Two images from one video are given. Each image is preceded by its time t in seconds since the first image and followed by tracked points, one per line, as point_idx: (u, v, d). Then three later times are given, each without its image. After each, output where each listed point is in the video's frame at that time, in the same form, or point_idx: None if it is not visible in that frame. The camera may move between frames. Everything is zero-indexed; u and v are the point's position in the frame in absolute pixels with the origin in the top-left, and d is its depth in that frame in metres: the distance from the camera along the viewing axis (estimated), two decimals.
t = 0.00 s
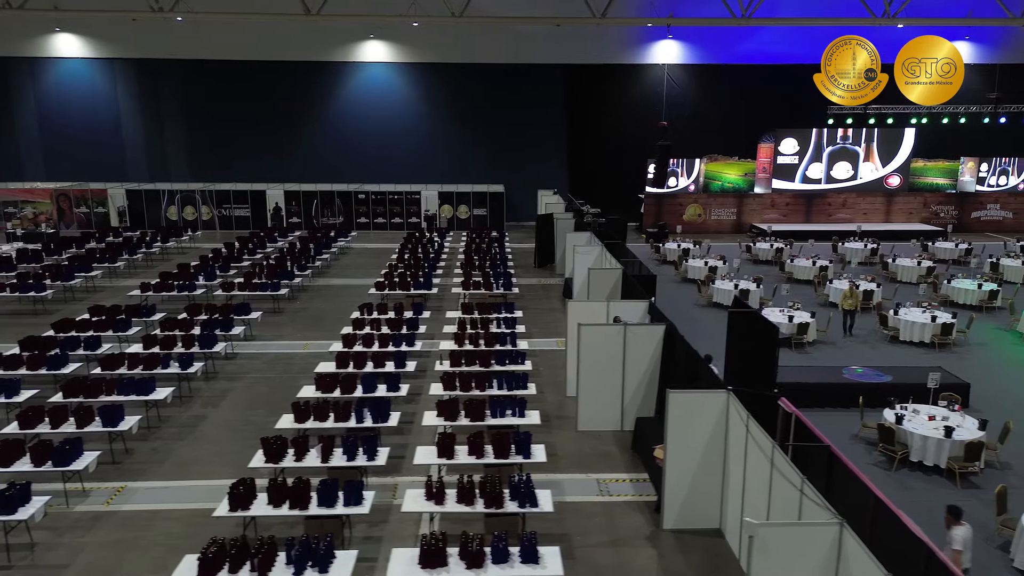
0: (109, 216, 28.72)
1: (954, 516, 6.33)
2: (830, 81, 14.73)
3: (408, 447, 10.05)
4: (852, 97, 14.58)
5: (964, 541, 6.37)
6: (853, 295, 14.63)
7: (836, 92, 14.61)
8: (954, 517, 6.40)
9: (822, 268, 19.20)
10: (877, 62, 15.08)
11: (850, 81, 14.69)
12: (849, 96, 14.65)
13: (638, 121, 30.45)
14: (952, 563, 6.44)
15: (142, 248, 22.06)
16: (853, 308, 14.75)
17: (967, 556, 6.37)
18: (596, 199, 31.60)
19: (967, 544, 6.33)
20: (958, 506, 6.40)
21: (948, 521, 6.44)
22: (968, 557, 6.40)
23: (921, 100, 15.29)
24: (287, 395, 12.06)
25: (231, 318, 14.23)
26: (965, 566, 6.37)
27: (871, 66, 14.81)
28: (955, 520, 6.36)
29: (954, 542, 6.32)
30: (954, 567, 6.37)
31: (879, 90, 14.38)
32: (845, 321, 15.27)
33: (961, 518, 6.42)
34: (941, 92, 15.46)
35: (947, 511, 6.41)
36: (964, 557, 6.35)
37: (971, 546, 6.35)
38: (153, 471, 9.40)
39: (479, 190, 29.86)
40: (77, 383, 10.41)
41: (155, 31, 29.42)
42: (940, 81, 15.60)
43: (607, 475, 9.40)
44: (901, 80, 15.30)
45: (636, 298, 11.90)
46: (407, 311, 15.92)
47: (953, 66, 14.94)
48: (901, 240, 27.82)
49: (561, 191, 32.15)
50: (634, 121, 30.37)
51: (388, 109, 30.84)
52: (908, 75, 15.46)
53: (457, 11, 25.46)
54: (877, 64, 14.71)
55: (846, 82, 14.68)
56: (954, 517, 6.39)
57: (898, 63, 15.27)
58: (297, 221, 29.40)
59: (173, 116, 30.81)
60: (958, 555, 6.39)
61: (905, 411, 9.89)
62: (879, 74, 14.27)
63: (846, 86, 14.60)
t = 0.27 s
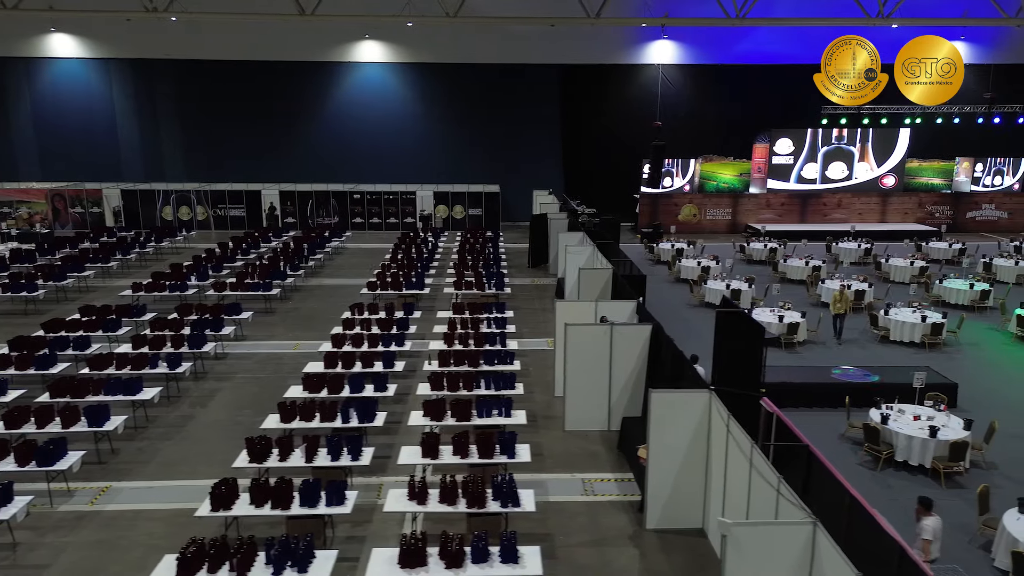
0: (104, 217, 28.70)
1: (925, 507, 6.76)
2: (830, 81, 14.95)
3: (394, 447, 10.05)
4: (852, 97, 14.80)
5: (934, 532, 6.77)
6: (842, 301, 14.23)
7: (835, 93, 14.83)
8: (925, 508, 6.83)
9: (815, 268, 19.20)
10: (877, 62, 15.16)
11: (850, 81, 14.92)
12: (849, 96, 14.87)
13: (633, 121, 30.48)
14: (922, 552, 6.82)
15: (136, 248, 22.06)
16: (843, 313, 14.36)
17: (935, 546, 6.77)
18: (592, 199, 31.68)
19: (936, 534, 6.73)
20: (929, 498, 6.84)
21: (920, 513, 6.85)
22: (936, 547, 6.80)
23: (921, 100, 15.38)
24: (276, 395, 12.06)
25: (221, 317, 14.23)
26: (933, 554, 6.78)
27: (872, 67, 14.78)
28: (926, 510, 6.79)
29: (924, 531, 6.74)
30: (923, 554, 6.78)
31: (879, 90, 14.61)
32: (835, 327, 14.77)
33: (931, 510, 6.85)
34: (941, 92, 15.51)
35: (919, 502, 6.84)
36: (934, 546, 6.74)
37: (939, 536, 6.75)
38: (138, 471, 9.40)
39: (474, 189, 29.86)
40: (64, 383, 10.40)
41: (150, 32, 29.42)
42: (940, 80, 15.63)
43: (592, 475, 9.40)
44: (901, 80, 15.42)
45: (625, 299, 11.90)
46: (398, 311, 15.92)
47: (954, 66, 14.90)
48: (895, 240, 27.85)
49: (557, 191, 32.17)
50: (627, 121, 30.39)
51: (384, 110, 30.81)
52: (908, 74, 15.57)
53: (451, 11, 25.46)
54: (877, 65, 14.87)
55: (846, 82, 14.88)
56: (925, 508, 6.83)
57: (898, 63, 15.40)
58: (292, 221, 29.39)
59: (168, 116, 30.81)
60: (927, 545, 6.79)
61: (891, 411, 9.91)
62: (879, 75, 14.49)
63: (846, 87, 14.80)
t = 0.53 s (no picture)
0: (99, 217, 28.68)
1: (898, 499, 6.73)
2: (830, 81, 15.14)
3: (381, 447, 10.06)
4: (852, 97, 14.97)
5: (906, 521, 6.81)
6: (832, 302, 14.12)
7: (835, 92, 15.03)
8: (898, 499, 6.80)
9: (808, 268, 19.21)
10: (877, 62, 15.30)
11: (850, 81, 15.09)
12: (849, 95, 15.06)
13: (629, 121, 30.54)
14: (893, 539, 6.88)
15: (129, 248, 22.04)
16: (833, 315, 14.22)
17: (906, 533, 6.82)
18: (588, 199, 31.70)
19: (908, 525, 6.77)
20: (902, 488, 6.79)
21: (893, 501, 6.83)
22: (907, 534, 6.86)
23: (921, 100, 15.39)
24: (265, 395, 12.06)
25: (211, 317, 14.23)
26: (905, 542, 6.84)
27: (870, 66, 15.04)
28: (900, 502, 6.76)
29: (896, 522, 6.75)
30: (895, 543, 6.84)
31: (879, 90, 14.69)
32: (825, 328, 14.79)
33: (904, 499, 6.83)
34: (941, 92, 15.50)
35: (892, 493, 6.79)
36: (905, 534, 6.78)
37: (911, 525, 6.79)
38: (123, 471, 9.40)
39: (469, 189, 29.84)
40: (51, 383, 10.40)
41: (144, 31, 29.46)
42: (940, 80, 15.66)
43: (577, 474, 9.40)
44: (900, 80, 15.47)
45: (613, 299, 11.91)
46: (388, 311, 15.92)
47: (953, 66, 14.96)
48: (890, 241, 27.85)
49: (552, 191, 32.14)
50: (621, 121, 30.50)
51: (379, 110, 30.80)
52: (908, 75, 15.61)
53: (445, 11, 25.47)
54: (877, 65, 15.00)
55: (846, 82, 15.07)
56: (898, 499, 6.80)
57: (898, 63, 15.47)
58: (287, 222, 29.39)
59: (164, 116, 30.78)
60: (898, 534, 6.84)
61: (876, 411, 9.92)
62: (879, 75, 14.50)
63: (845, 87, 15.01)
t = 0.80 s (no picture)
0: (93, 217, 28.64)
1: (869, 491, 6.83)
2: (830, 81, 15.21)
3: (367, 447, 10.05)
4: (852, 97, 15.07)
5: (876, 513, 6.91)
6: (818, 305, 13.94)
7: (835, 92, 15.10)
8: (870, 491, 6.90)
9: (800, 268, 19.22)
10: (877, 61, 15.36)
11: (850, 81, 15.15)
12: (849, 96, 15.13)
13: (624, 121, 30.57)
14: (864, 530, 6.98)
15: (123, 248, 22.05)
16: (820, 318, 13.98)
17: (878, 526, 6.90)
18: (584, 199, 31.69)
19: (878, 517, 6.88)
20: (874, 481, 6.89)
21: (864, 494, 6.93)
22: (878, 526, 6.95)
23: (921, 100, 15.45)
24: (253, 395, 12.06)
25: (201, 317, 14.23)
26: (875, 533, 6.95)
27: (870, 66, 15.04)
28: (870, 493, 6.87)
29: (867, 514, 6.85)
30: (865, 534, 6.95)
31: (879, 90, 14.82)
32: (814, 329, 14.79)
33: (875, 491, 6.93)
34: (941, 92, 15.54)
35: (863, 486, 6.89)
36: (876, 527, 6.87)
37: (881, 517, 6.89)
38: (109, 471, 9.40)
39: (465, 189, 29.82)
40: (38, 383, 10.39)
41: (138, 31, 29.46)
42: (941, 80, 15.73)
43: (563, 474, 9.41)
44: (900, 80, 15.50)
45: (601, 299, 11.94)
46: (379, 311, 15.90)
47: (953, 66, 14.98)
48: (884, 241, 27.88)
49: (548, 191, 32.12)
50: (616, 121, 30.53)
51: (375, 110, 30.79)
52: (908, 75, 15.67)
53: (440, 11, 25.47)
54: (877, 65, 15.08)
55: (846, 82, 15.13)
56: (870, 491, 6.90)
57: (898, 63, 15.51)
58: (282, 221, 29.39)
59: (159, 116, 30.80)
60: (869, 525, 6.93)
61: (862, 411, 9.93)
62: (879, 75, 14.66)
63: (846, 87, 15.05)
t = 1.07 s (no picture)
0: (89, 217, 28.63)
1: (836, 481, 6.94)
2: (830, 81, 15.36)
3: (354, 447, 10.05)
4: (852, 97, 15.24)
5: (845, 504, 6.97)
6: (802, 306, 13.85)
7: (835, 92, 15.27)
8: (837, 482, 6.98)
9: (793, 268, 19.25)
10: (877, 61, 15.57)
11: (850, 81, 15.36)
12: (849, 96, 15.31)
13: (620, 120, 30.56)
14: (833, 521, 7.01)
15: (116, 248, 22.03)
16: (805, 321, 13.88)
17: (848, 516, 6.98)
18: (579, 199, 31.70)
19: (847, 507, 6.93)
20: (842, 472, 6.99)
21: (832, 486, 7.03)
22: (847, 516, 7.01)
23: (921, 100, 15.71)
24: (242, 395, 12.06)
25: (191, 317, 14.22)
26: (844, 524, 6.99)
27: (870, 66, 15.19)
28: (838, 484, 6.96)
29: (836, 505, 6.90)
30: (835, 524, 7.00)
31: (879, 90, 14.97)
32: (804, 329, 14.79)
33: (843, 483, 7.02)
34: (941, 91, 15.81)
35: (831, 476, 7.01)
36: (846, 518, 6.95)
37: (851, 507, 6.95)
38: (94, 471, 9.40)
39: (460, 189, 29.81)
40: (25, 383, 10.39)
41: (133, 31, 29.48)
42: (941, 80, 15.95)
43: (547, 474, 9.41)
44: (901, 80, 15.69)
45: (589, 299, 11.94)
46: (369, 311, 15.90)
47: (953, 66, 15.26)
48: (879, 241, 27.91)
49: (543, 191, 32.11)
50: (611, 120, 30.51)
51: (370, 110, 30.79)
52: (908, 74, 15.88)
53: (434, 11, 25.48)
54: (878, 65, 15.33)
55: (846, 82, 15.31)
56: (838, 482, 6.98)
57: (898, 63, 15.68)
58: (277, 222, 29.40)
59: (154, 116, 30.77)
60: (838, 516, 7.00)
61: (847, 410, 9.94)
62: (878, 76, 14.91)
63: (846, 87, 15.25)
